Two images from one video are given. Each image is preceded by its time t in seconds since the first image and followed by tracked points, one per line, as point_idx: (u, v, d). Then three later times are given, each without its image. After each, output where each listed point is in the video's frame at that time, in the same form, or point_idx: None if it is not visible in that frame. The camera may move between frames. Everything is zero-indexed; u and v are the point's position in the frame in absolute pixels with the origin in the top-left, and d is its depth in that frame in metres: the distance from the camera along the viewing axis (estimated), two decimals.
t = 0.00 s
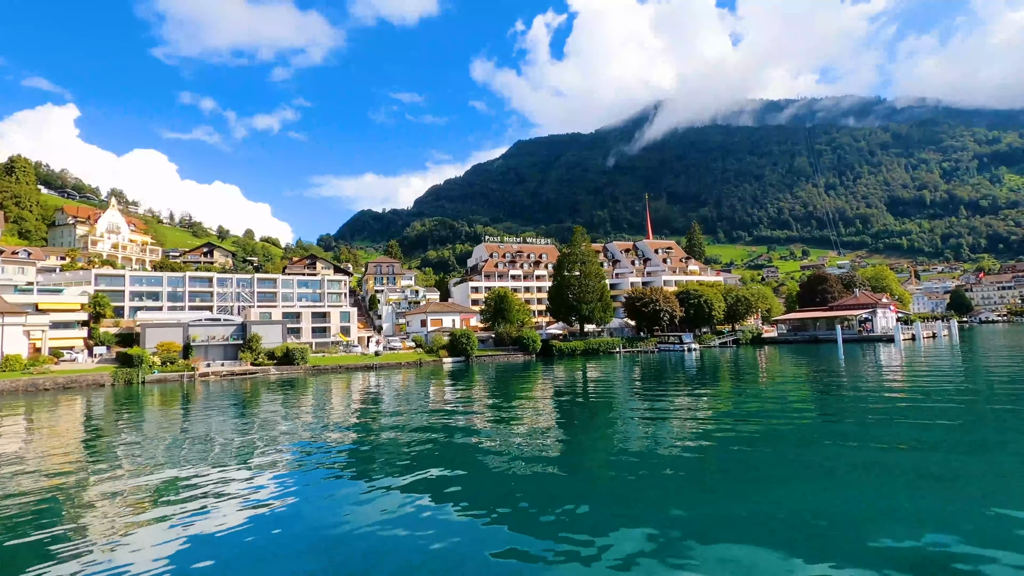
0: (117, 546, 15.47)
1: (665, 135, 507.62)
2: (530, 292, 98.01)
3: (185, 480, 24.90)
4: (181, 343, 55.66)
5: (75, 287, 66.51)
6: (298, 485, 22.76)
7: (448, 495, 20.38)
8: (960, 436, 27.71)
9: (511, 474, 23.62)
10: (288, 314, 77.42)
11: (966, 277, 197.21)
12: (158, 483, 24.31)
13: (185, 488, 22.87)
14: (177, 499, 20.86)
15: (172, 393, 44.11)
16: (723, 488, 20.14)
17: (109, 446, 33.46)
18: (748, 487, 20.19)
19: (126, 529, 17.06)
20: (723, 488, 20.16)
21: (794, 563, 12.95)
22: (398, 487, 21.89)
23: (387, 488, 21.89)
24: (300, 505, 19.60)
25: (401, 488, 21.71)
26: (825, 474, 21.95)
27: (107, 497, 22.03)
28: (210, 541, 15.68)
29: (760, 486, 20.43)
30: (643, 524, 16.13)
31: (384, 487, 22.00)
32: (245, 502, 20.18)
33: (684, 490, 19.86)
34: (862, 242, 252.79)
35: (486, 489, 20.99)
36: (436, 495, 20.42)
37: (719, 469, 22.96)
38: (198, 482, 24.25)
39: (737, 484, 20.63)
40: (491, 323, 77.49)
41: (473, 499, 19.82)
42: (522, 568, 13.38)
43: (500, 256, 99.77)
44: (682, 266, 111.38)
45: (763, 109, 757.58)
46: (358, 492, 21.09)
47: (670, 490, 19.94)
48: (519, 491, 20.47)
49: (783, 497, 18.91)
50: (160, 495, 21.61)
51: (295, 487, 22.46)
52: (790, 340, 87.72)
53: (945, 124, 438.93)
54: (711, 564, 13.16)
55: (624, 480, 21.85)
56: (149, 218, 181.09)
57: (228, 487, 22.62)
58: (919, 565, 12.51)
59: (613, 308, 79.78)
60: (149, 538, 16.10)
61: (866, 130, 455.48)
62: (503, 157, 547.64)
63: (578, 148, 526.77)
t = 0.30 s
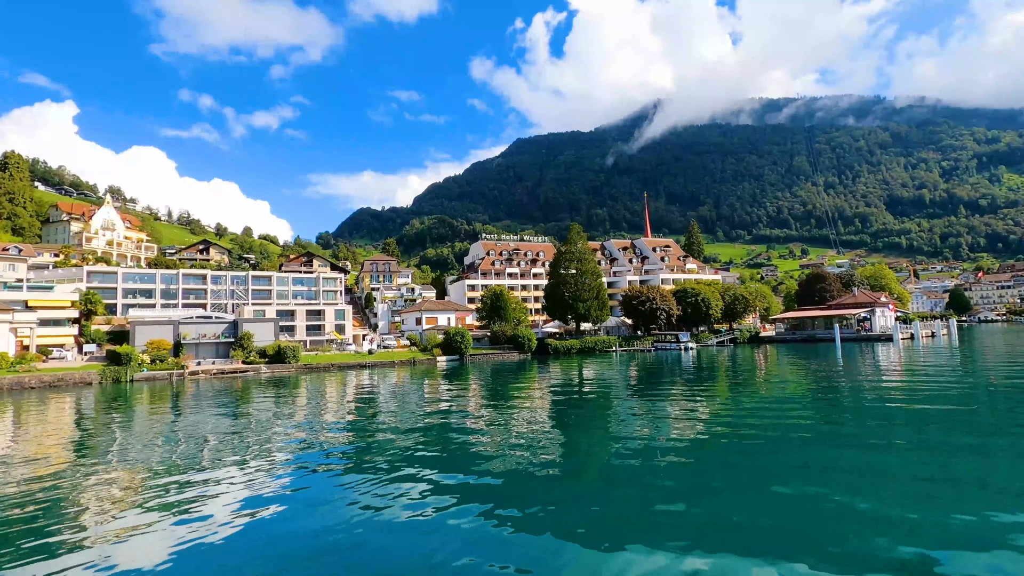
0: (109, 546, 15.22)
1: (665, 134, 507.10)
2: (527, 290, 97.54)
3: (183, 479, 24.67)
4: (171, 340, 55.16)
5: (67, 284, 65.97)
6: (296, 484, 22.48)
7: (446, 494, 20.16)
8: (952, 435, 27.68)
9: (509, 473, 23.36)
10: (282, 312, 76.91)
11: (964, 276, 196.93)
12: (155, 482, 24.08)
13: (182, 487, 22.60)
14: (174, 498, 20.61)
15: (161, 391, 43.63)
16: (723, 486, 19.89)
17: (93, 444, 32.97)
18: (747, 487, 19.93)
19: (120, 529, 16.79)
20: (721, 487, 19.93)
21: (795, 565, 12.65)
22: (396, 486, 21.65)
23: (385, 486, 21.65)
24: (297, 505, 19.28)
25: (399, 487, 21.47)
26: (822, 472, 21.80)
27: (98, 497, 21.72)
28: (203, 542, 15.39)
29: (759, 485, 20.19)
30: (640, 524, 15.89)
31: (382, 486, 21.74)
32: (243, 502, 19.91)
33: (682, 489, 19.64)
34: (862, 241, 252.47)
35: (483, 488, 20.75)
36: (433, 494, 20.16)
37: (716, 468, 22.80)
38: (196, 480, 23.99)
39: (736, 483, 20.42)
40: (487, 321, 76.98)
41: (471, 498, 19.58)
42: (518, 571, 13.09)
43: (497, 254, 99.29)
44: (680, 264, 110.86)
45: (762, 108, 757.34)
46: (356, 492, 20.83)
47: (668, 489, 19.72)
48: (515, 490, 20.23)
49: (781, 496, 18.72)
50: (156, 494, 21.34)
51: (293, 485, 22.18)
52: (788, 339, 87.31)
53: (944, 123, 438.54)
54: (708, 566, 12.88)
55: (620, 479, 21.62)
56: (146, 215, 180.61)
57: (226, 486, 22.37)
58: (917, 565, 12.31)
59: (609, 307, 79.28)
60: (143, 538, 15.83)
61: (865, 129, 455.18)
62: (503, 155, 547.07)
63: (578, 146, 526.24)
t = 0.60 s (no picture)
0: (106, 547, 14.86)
1: (666, 133, 506.23)
2: (525, 289, 97.11)
3: (182, 478, 24.35)
4: (163, 340, 54.72)
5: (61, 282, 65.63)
6: (296, 483, 22.19)
7: (446, 493, 19.83)
8: (951, 434, 27.49)
9: (509, 472, 23.05)
10: (278, 311, 76.51)
11: (965, 276, 196.31)
12: (154, 481, 23.75)
13: (181, 486, 22.30)
14: (173, 497, 20.32)
15: (151, 391, 43.22)
16: (725, 486, 19.55)
17: (76, 443, 32.42)
18: (749, 486, 19.63)
19: (118, 528, 16.48)
20: (723, 487, 19.62)
21: (799, 569, 12.32)
22: (397, 485, 21.34)
23: (386, 485, 21.34)
24: (298, 503, 18.97)
25: (399, 486, 21.15)
26: (824, 471, 21.52)
27: (91, 496, 21.44)
28: (201, 542, 15.08)
29: (761, 484, 19.87)
30: (641, 525, 15.58)
31: (381, 485, 21.42)
32: (243, 501, 19.63)
33: (684, 488, 19.33)
34: (862, 241, 251.77)
35: (483, 486, 20.58)
36: (434, 494, 19.82)
37: (719, 467, 22.50)
38: (196, 479, 23.70)
39: (739, 483, 20.10)
40: (485, 319, 76.48)
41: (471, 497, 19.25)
42: (517, 572, 12.83)
43: (495, 252, 98.81)
44: (679, 263, 110.33)
45: (763, 108, 755.74)
46: (356, 491, 20.50)
47: (670, 488, 19.39)
48: (514, 488, 20.05)
49: (786, 496, 18.37)
50: (154, 493, 21.06)
51: (293, 484, 21.86)
52: (788, 338, 86.81)
53: (946, 122, 437.36)
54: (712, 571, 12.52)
55: (620, 478, 21.39)
56: (145, 215, 180.34)
57: (227, 485, 22.07)
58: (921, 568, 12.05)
59: (606, 305, 78.77)
60: (141, 538, 15.51)
61: (867, 128, 453.89)
62: (503, 154, 546.48)
63: (578, 145, 525.66)
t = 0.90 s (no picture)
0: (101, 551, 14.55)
1: (666, 133, 505.73)
2: (523, 289, 96.63)
3: (182, 480, 24.03)
4: (155, 341, 54.25)
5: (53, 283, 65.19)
6: (296, 484, 21.88)
7: (446, 495, 19.45)
8: (950, 433, 27.05)
9: (508, 473, 22.60)
10: (273, 312, 76.04)
11: (966, 275, 195.62)
12: (154, 483, 23.51)
13: (177, 487, 22.16)
14: (172, 500, 20.04)
15: (140, 393, 42.77)
16: (724, 487, 19.21)
17: (62, 445, 31.99)
18: (750, 486, 19.25)
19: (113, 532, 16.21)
20: (723, 487, 19.24)
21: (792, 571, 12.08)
22: (400, 487, 20.91)
23: (388, 487, 20.88)
24: (295, 504, 18.84)
25: (399, 487, 20.92)
26: (826, 471, 21.12)
27: (78, 499, 21.13)
28: (193, 546, 14.68)
29: (761, 484, 19.46)
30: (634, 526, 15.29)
31: (382, 487, 21.11)
32: (242, 503, 19.32)
33: (684, 490, 18.95)
34: (863, 241, 251.14)
35: (480, 487, 20.32)
36: (432, 495, 19.55)
37: (720, 467, 22.15)
38: (196, 481, 23.40)
39: (739, 483, 19.71)
40: (481, 320, 75.89)
41: (468, 498, 18.90)
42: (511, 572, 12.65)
43: (493, 252, 98.11)
44: (678, 262, 109.70)
45: (763, 108, 754.69)
46: (357, 493, 20.15)
47: (666, 489, 19.07)
48: (509, 490, 19.74)
49: (788, 496, 17.93)
50: (152, 496, 20.76)
51: (292, 486, 21.52)
52: (787, 338, 86.20)
53: (946, 121, 436.64)
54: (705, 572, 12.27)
55: (616, 479, 21.04)
56: (144, 216, 180.07)
57: (228, 487, 21.77)
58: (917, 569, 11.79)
59: (604, 305, 78.19)
60: (136, 542, 15.20)
61: (867, 128, 453.12)
62: (503, 154, 546.09)
63: (579, 145, 525.34)
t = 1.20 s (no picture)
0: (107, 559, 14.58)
1: (666, 134, 505.44)
2: (520, 290, 96.19)
3: (184, 481, 24.02)
4: (145, 344, 53.80)
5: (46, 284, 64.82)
6: (300, 485, 21.90)
7: (449, 495, 19.64)
8: (950, 434, 26.72)
9: (507, 473, 22.55)
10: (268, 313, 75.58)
11: (966, 276, 195.19)
12: (156, 484, 23.52)
13: (182, 486, 22.45)
14: (177, 501, 20.06)
15: (130, 396, 42.41)
16: (725, 490, 18.99)
17: (50, 446, 31.71)
18: (752, 490, 18.98)
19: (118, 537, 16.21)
20: (725, 490, 18.99)
21: None
22: (402, 488, 20.83)
23: (390, 489, 20.79)
24: (300, 504, 19.13)
25: (401, 486, 21.17)
26: (828, 473, 20.89)
27: (72, 501, 21.15)
28: (199, 555, 14.68)
29: (763, 487, 19.18)
30: (624, 532, 15.33)
31: (384, 486, 21.35)
32: (247, 504, 19.34)
33: (685, 493, 18.75)
34: (863, 241, 250.75)
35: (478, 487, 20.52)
36: (433, 495, 19.73)
37: (721, 468, 21.95)
38: (199, 481, 23.42)
39: (741, 486, 19.50)
40: (478, 321, 75.39)
41: (468, 499, 18.96)
42: None
43: (490, 253, 97.57)
44: (676, 263, 109.21)
45: (763, 108, 755.07)
46: (360, 494, 20.07)
47: (666, 492, 18.87)
48: (507, 491, 19.86)
49: (790, 500, 17.78)
50: (155, 497, 20.78)
51: (296, 487, 21.51)
52: (786, 340, 85.86)
53: (946, 121, 436.30)
54: None
55: (610, 479, 20.98)
56: (143, 217, 179.70)
57: (232, 488, 21.82)
58: None
59: (600, 307, 77.76)
60: (141, 549, 15.18)
61: (867, 129, 452.82)
62: (504, 155, 546.09)
63: (579, 146, 525.27)
